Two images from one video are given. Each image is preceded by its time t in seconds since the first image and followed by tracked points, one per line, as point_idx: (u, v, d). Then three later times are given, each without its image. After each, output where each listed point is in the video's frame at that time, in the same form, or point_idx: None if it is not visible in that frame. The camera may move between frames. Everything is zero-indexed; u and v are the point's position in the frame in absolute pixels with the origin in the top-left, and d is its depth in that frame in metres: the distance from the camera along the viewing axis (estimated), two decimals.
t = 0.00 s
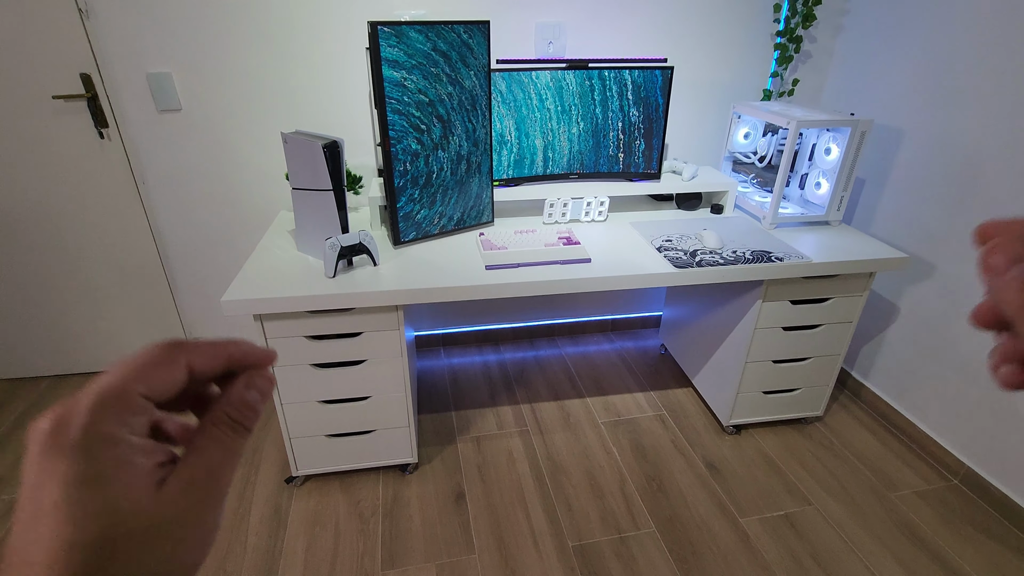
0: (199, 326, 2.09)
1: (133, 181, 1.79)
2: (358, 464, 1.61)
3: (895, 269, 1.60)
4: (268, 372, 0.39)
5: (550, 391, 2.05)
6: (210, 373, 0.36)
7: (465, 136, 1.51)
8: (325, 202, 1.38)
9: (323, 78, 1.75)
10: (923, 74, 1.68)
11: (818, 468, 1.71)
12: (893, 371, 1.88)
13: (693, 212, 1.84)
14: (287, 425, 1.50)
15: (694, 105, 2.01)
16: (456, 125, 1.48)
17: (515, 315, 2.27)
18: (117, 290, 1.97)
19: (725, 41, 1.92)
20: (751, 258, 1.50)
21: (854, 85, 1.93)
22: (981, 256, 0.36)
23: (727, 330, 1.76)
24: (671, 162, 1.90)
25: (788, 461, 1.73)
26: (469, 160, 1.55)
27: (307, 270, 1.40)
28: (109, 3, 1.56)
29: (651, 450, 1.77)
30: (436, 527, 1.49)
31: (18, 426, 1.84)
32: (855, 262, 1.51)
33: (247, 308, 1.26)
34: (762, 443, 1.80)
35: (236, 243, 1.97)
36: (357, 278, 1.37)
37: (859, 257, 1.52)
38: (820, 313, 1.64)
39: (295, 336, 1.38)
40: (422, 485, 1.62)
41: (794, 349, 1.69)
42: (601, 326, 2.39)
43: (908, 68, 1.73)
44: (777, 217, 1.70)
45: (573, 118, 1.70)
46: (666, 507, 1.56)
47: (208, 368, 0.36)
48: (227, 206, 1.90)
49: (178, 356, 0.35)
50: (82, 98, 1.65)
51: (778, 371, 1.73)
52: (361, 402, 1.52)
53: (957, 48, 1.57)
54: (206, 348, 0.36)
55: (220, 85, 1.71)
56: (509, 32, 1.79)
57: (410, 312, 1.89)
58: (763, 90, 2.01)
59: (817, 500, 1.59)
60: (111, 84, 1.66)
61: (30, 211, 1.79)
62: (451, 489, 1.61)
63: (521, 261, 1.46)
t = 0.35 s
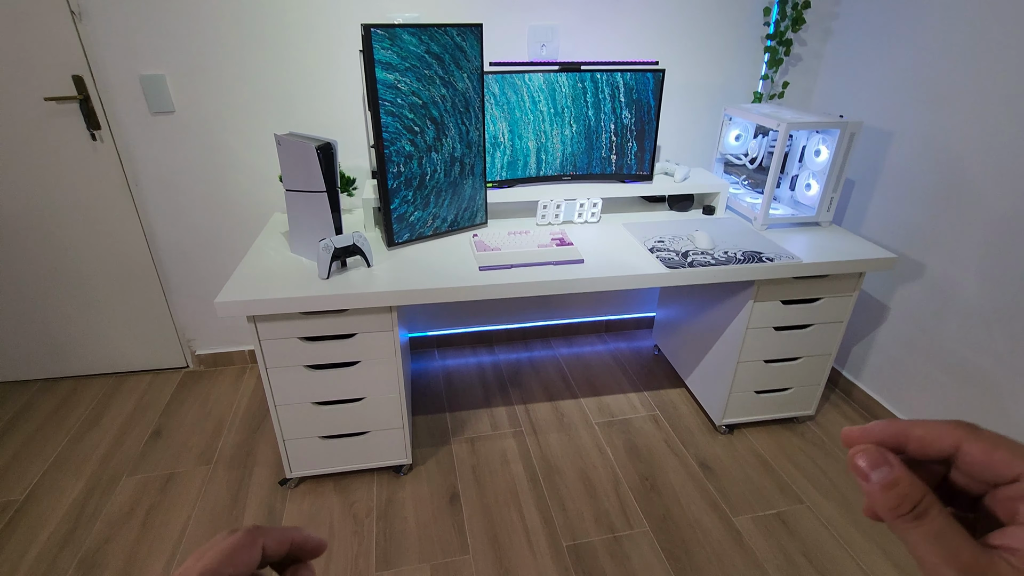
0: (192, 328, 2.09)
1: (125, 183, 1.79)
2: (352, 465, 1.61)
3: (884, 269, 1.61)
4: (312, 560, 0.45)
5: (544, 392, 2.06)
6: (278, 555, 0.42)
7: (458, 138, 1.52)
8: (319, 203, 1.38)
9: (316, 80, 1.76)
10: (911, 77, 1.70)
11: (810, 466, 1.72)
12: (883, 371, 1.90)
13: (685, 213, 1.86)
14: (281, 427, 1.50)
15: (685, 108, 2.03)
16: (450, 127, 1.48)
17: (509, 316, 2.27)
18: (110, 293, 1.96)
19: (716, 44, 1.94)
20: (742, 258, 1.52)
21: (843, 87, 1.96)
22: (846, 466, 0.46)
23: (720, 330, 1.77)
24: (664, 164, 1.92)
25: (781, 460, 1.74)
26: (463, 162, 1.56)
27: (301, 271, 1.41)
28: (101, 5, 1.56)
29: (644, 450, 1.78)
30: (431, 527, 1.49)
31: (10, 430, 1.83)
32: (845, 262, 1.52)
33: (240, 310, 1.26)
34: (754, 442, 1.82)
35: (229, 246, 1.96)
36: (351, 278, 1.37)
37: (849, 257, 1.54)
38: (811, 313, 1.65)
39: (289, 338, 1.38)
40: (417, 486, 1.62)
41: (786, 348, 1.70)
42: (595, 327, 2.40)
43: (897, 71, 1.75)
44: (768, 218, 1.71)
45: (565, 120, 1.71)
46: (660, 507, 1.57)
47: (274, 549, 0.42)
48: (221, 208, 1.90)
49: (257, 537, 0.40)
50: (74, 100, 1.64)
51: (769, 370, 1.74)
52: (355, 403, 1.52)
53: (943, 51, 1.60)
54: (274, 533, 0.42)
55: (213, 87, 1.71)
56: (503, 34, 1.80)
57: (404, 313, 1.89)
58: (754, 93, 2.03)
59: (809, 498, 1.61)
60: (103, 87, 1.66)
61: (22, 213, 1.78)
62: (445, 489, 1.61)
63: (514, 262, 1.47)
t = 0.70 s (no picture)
0: (188, 332, 2.09)
1: (121, 187, 1.79)
2: (349, 468, 1.61)
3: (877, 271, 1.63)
4: (319, 492, 0.46)
5: (540, 394, 2.06)
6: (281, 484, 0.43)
7: (454, 142, 1.53)
8: (315, 207, 1.39)
9: (313, 84, 1.76)
10: (902, 81, 1.73)
11: (804, 468, 1.73)
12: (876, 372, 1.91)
13: (680, 216, 1.87)
14: (278, 430, 1.50)
15: (680, 111, 2.05)
16: (446, 131, 1.49)
17: (505, 319, 2.28)
18: (105, 297, 1.96)
19: (710, 49, 1.96)
20: (736, 261, 1.53)
21: (835, 92, 1.98)
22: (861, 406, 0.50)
23: (714, 332, 1.78)
24: (658, 168, 1.93)
25: (776, 461, 1.75)
26: (459, 166, 1.57)
27: (297, 275, 1.41)
28: (97, 9, 1.56)
29: (641, 452, 1.78)
30: (427, 530, 1.49)
31: (4, 435, 1.82)
32: (838, 264, 1.54)
33: (236, 313, 1.27)
34: (750, 444, 1.83)
35: (225, 249, 1.97)
36: (348, 282, 1.38)
37: (842, 259, 1.56)
38: (805, 315, 1.67)
39: (285, 341, 1.38)
40: (413, 489, 1.63)
41: (780, 350, 1.72)
42: (591, 330, 2.41)
43: (888, 76, 1.77)
44: (762, 221, 1.73)
45: (561, 124, 1.72)
46: (656, 508, 1.58)
47: (277, 479, 0.43)
48: (217, 212, 1.90)
49: (258, 465, 0.41)
50: (70, 104, 1.64)
51: (764, 372, 1.75)
52: (351, 406, 1.52)
53: (934, 55, 1.62)
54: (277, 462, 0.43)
55: (210, 91, 1.72)
56: (499, 39, 1.81)
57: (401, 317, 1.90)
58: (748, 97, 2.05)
59: (804, 499, 1.62)
60: (100, 91, 1.66)
61: (17, 217, 1.78)
62: (442, 492, 1.61)
63: (509, 264, 1.48)
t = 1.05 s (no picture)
0: (187, 336, 2.08)
1: (121, 191, 1.79)
2: (348, 472, 1.61)
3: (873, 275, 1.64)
4: (298, 386, 0.44)
5: (539, 398, 2.06)
6: (251, 387, 0.40)
7: (453, 146, 1.54)
8: (315, 211, 1.39)
9: (313, 90, 1.77)
10: (898, 86, 1.74)
11: (802, 471, 1.74)
12: (874, 376, 1.92)
13: (678, 220, 1.88)
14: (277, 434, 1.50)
15: (678, 117, 2.06)
16: (445, 136, 1.50)
17: (504, 323, 2.29)
18: (105, 301, 1.96)
19: (707, 55, 1.98)
20: (734, 264, 1.54)
21: (831, 97, 2.00)
22: (920, 303, 0.43)
23: (712, 335, 1.79)
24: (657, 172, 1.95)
25: (774, 465, 1.76)
26: (458, 170, 1.58)
27: (297, 279, 1.42)
28: (99, 15, 1.57)
29: (639, 455, 1.79)
30: (426, 534, 1.49)
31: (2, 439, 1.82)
32: (835, 268, 1.55)
33: (236, 316, 1.27)
34: (748, 447, 1.83)
35: (225, 254, 1.97)
36: (347, 286, 1.38)
37: (839, 263, 1.57)
38: (802, 319, 1.67)
39: (285, 345, 1.38)
40: (412, 493, 1.63)
41: (779, 354, 1.72)
42: (590, 334, 2.42)
43: (884, 82, 1.79)
44: (760, 225, 1.74)
45: (559, 129, 1.73)
46: (654, 512, 1.58)
47: (248, 382, 0.40)
48: (217, 216, 1.90)
49: (215, 371, 0.38)
50: (71, 109, 1.65)
51: (762, 376, 1.76)
52: (351, 410, 1.52)
53: (929, 61, 1.63)
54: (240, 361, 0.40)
55: (210, 96, 1.73)
56: (498, 44, 1.82)
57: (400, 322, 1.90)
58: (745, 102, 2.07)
59: (802, 503, 1.62)
60: (100, 95, 1.67)
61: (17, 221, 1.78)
62: (441, 496, 1.61)
63: (508, 268, 1.48)
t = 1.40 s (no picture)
0: (187, 338, 2.08)
1: (122, 191, 1.79)
2: (348, 474, 1.60)
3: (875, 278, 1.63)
4: (316, 440, 0.48)
5: (540, 400, 2.06)
6: (280, 436, 0.45)
7: (455, 148, 1.53)
8: (317, 213, 1.39)
9: (315, 91, 1.77)
10: (899, 89, 1.74)
11: (805, 475, 1.73)
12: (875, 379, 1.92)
13: (680, 223, 1.88)
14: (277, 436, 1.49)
15: (679, 119, 2.06)
16: (447, 137, 1.50)
17: (504, 325, 2.28)
18: (105, 302, 1.95)
19: (709, 57, 1.98)
20: (736, 267, 1.53)
21: (832, 100, 2.00)
22: (816, 377, 0.52)
23: (714, 338, 1.78)
24: (658, 175, 1.94)
25: (776, 468, 1.75)
26: (460, 172, 1.58)
27: (298, 280, 1.41)
28: (101, 16, 1.57)
29: (641, 458, 1.78)
30: (427, 537, 1.49)
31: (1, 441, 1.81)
32: (838, 271, 1.54)
33: (237, 318, 1.26)
34: (750, 451, 1.82)
35: (225, 255, 1.97)
36: (349, 288, 1.37)
37: (841, 267, 1.56)
38: (805, 322, 1.67)
39: (285, 347, 1.38)
40: (413, 495, 1.62)
41: (781, 357, 1.72)
42: (591, 337, 2.41)
43: (885, 84, 1.79)
44: (761, 228, 1.74)
45: (561, 131, 1.73)
46: (656, 515, 1.57)
47: (277, 431, 0.45)
48: (218, 218, 1.90)
49: (253, 415, 0.43)
50: (72, 110, 1.65)
51: (765, 379, 1.75)
52: (351, 412, 1.52)
53: (931, 64, 1.63)
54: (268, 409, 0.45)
55: (212, 97, 1.72)
56: (499, 46, 1.82)
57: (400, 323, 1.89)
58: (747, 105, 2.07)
59: (804, 506, 1.61)
60: (102, 96, 1.67)
61: (18, 222, 1.78)
62: (442, 499, 1.61)
63: (510, 271, 1.48)
